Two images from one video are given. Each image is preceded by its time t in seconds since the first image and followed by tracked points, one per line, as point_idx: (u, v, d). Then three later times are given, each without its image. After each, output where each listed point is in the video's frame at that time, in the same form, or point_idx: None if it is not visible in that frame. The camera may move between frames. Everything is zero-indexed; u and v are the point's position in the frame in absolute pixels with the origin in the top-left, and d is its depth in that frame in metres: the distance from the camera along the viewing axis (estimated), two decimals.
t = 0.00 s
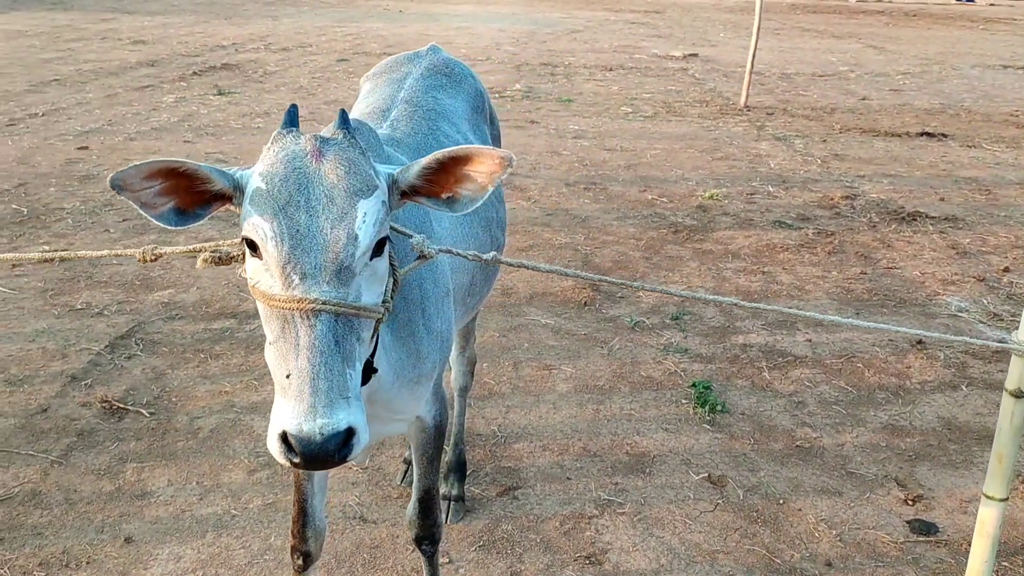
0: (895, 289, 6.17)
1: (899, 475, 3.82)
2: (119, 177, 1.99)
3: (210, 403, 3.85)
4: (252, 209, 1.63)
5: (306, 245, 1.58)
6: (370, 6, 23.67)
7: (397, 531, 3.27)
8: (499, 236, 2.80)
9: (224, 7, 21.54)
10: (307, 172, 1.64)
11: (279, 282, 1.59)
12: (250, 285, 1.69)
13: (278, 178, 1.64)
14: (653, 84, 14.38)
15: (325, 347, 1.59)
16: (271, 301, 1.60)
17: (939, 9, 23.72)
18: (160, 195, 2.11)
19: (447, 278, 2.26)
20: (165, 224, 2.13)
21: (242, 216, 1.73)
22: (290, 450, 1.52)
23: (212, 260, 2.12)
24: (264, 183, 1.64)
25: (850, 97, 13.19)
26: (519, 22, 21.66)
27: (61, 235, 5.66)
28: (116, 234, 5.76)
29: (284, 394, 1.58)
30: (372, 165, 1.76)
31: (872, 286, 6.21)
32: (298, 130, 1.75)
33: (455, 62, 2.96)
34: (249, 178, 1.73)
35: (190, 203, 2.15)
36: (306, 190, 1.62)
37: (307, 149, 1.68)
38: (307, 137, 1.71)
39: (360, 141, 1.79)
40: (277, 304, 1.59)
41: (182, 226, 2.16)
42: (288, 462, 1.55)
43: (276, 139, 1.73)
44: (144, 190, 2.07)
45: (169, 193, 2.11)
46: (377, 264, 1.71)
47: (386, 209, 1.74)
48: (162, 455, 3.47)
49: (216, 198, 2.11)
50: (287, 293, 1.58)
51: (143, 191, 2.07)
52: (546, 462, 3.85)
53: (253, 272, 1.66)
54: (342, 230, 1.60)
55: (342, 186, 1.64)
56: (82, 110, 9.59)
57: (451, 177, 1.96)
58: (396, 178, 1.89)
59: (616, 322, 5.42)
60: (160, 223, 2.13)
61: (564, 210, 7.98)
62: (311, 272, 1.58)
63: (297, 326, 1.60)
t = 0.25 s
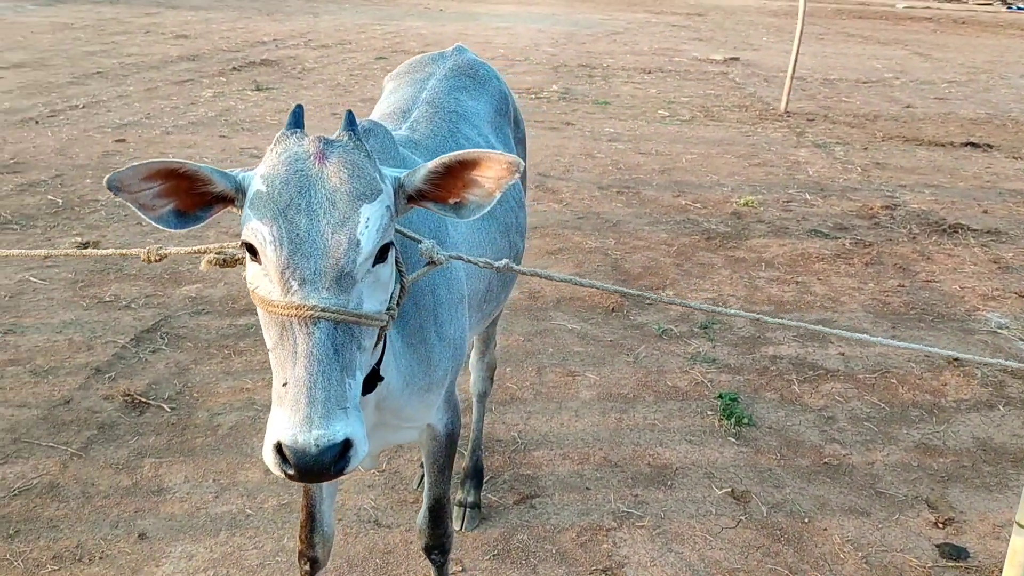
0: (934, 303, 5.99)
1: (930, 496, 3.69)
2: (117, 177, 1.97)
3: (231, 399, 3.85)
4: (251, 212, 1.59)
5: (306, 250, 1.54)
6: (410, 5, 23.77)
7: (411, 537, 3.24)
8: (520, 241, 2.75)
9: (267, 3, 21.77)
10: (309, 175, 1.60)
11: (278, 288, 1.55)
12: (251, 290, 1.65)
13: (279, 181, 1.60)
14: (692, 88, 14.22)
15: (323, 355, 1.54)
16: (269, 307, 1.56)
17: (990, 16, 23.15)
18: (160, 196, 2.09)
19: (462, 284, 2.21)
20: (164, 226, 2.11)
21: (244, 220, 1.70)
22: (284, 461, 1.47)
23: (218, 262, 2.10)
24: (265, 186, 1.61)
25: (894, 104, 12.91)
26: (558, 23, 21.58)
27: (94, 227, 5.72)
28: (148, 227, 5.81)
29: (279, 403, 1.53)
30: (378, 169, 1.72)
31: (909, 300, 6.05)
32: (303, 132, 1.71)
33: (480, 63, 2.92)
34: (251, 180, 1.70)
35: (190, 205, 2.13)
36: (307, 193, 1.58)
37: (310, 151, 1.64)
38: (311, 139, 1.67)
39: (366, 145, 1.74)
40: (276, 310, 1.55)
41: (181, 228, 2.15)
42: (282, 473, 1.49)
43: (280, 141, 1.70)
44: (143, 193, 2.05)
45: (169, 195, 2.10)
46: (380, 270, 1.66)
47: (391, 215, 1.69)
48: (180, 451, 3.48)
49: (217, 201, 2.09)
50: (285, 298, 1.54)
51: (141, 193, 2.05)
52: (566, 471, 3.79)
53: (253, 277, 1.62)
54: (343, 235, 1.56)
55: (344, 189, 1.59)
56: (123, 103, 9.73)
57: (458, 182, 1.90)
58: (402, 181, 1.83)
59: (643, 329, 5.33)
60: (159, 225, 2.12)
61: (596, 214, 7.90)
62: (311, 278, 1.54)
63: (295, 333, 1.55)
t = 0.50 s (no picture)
0: (974, 313, 5.83)
1: (964, 511, 3.58)
2: (127, 171, 1.97)
3: (257, 394, 3.88)
4: (262, 207, 1.58)
5: (317, 246, 1.52)
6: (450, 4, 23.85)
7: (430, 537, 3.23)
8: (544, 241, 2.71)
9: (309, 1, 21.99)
10: (321, 170, 1.58)
11: (289, 284, 1.53)
12: (262, 286, 1.63)
13: (291, 176, 1.58)
14: (731, 90, 14.05)
15: (333, 353, 1.52)
16: (280, 303, 1.54)
17: None
18: (171, 190, 2.09)
19: (482, 284, 2.19)
20: (175, 221, 2.11)
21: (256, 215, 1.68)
22: (291, 461, 1.45)
23: (231, 256, 2.11)
24: (277, 181, 1.59)
25: (939, 109, 12.64)
26: (598, 23, 21.49)
27: (130, 220, 5.81)
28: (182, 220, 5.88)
29: (288, 402, 1.51)
30: (392, 165, 1.70)
31: (948, 309, 5.89)
32: (316, 126, 1.70)
33: (508, 61, 2.90)
34: (264, 174, 1.68)
35: (202, 200, 2.13)
36: (319, 189, 1.56)
37: (323, 146, 1.62)
38: (324, 134, 1.65)
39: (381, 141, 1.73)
40: (286, 306, 1.53)
41: (192, 223, 2.14)
42: (289, 473, 1.47)
43: (293, 135, 1.68)
44: (153, 186, 2.05)
45: (180, 189, 2.10)
46: (392, 268, 1.64)
47: (404, 211, 1.67)
48: (205, 443, 3.52)
49: (229, 195, 2.08)
50: (295, 295, 1.52)
51: (153, 186, 2.05)
52: (589, 475, 3.74)
53: (264, 273, 1.60)
54: (355, 232, 1.54)
55: (357, 185, 1.58)
56: (164, 98, 9.88)
57: (474, 179, 1.90)
58: (417, 178, 1.83)
59: (673, 333, 5.26)
60: (170, 219, 2.12)
61: (628, 215, 7.83)
62: (321, 275, 1.52)
63: (305, 331, 1.54)
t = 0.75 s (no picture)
0: None
1: (1011, 524, 3.47)
2: (130, 149, 2.18)
3: (295, 392, 3.95)
4: (286, 209, 1.59)
5: (341, 248, 1.54)
6: (498, 5, 23.92)
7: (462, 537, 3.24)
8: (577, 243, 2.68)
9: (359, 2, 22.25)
10: (344, 172, 1.60)
11: (312, 286, 1.55)
12: (286, 287, 1.65)
13: (314, 178, 1.59)
14: (781, 91, 13.83)
15: (355, 355, 1.53)
16: (303, 305, 1.56)
17: None
18: (185, 168, 2.28)
19: (511, 287, 2.19)
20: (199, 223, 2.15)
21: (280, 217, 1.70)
22: (314, 462, 1.47)
23: (258, 256, 2.16)
24: (300, 183, 1.60)
25: (997, 111, 12.27)
26: (647, 23, 21.34)
27: (179, 218, 5.95)
28: (229, 219, 6.00)
29: (312, 403, 1.53)
30: (415, 167, 1.71)
31: (1001, 316, 5.71)
32: (340, 128, 1.71)
33: (544, 62, 2.89)
34: (287, 177, 1.70)
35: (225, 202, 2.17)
36: (342, 191, 1.57)
37: (346, 148, 1.64)
38: (347, 136, 1.66)
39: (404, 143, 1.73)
40: (309, 308, 1.55)
41: (205, 201, 2.32)
42: (312, 474, 1.49)
43: (316, 137, 1.69)
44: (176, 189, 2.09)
45: (193, 168, 2.28)
46: (415, 270, 1.65)
47: (427, 213, 1.68)
48: (242, 440, 3.61)
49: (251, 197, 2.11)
50: (318, 297, 1.54)
51: (165, 163, 2.25)
52: (624, 479, 3.71)
53: (288, 274, 1.62)
54: (378, 234, 1.55)
55: (380, 187, 1.59)
56: (215, 99, 10.10)
57: (500, 173, 1.90)
58: (442, 177, 1.83)
59: (713, 337, 5.20)
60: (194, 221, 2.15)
61: (671, 217, 7.76)
62: (344, 277, 1.53)
63: (328, 333, 1.55)
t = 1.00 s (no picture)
0: None
1: None
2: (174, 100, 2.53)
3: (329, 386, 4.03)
4: (296, 199, 1.62)
5: (347, 240, 1.56)
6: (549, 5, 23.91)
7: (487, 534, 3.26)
8: (604, 241, 2.66)
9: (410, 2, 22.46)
10: (354, 164, 1.62)
11: (319, 276, 1.57)
12: (296, 276, 1.68)
13: (325, 169, 1.62)
14: (833, 91, 13.56)
15: (359, 346, 1.56)
16: (310, 295, 1.59)
17: None
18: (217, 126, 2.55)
19: (532, 284, 2.20)
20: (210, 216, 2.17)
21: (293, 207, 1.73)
22: (313, 449, 1.50)
23: (274, 247, 2.20)
24: (312, 174, 1.63)
25: None
26: (698, 23, 21.11)
27: (224, 213, 6.09)
28: (273, 215, 6.13)
29: (315, 391, 1.56)
30: (426, 160, 1.72)
31: None
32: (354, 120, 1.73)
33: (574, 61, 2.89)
34: (302, 167, 1.72)
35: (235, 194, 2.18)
36: (351, 183, 1.59)
37: (358, 140, 1.66)
38: (360, 129, 1.68)
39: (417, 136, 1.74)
40: (315, 298, 1.58)
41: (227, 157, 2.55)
42: (312, 460, 1.53)
43: (330, 129, 1.72)
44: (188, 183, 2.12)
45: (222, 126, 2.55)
46: (423, 263, 1.66)
47: (437, 207, 1.69)
48: (276, 433, 3.72)
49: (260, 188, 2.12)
50: (324, 287, 1.56)
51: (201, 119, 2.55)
52: (653, 479, 3.69)
53: (298, 263, 1.65)
54: (385, 227, 1.57)
55: (389, 180, 1.60)
56: (265, 97, 10.31)
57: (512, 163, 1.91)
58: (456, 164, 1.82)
59: (751, 339, 5.13)
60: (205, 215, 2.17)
61: (714, 218, 7.68)
62: (350, 269, 1.55)
63: (334, 323, 1.58)
